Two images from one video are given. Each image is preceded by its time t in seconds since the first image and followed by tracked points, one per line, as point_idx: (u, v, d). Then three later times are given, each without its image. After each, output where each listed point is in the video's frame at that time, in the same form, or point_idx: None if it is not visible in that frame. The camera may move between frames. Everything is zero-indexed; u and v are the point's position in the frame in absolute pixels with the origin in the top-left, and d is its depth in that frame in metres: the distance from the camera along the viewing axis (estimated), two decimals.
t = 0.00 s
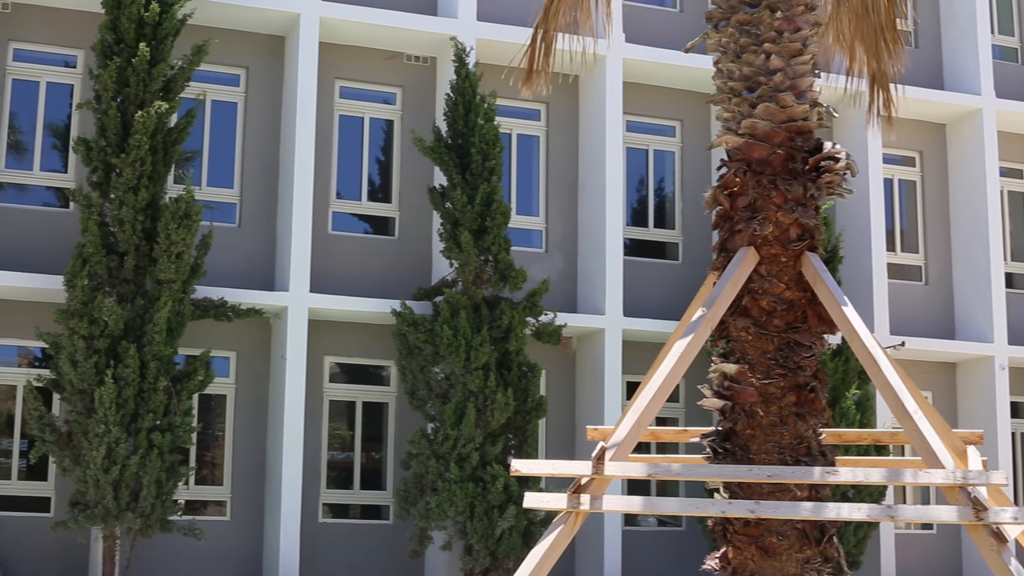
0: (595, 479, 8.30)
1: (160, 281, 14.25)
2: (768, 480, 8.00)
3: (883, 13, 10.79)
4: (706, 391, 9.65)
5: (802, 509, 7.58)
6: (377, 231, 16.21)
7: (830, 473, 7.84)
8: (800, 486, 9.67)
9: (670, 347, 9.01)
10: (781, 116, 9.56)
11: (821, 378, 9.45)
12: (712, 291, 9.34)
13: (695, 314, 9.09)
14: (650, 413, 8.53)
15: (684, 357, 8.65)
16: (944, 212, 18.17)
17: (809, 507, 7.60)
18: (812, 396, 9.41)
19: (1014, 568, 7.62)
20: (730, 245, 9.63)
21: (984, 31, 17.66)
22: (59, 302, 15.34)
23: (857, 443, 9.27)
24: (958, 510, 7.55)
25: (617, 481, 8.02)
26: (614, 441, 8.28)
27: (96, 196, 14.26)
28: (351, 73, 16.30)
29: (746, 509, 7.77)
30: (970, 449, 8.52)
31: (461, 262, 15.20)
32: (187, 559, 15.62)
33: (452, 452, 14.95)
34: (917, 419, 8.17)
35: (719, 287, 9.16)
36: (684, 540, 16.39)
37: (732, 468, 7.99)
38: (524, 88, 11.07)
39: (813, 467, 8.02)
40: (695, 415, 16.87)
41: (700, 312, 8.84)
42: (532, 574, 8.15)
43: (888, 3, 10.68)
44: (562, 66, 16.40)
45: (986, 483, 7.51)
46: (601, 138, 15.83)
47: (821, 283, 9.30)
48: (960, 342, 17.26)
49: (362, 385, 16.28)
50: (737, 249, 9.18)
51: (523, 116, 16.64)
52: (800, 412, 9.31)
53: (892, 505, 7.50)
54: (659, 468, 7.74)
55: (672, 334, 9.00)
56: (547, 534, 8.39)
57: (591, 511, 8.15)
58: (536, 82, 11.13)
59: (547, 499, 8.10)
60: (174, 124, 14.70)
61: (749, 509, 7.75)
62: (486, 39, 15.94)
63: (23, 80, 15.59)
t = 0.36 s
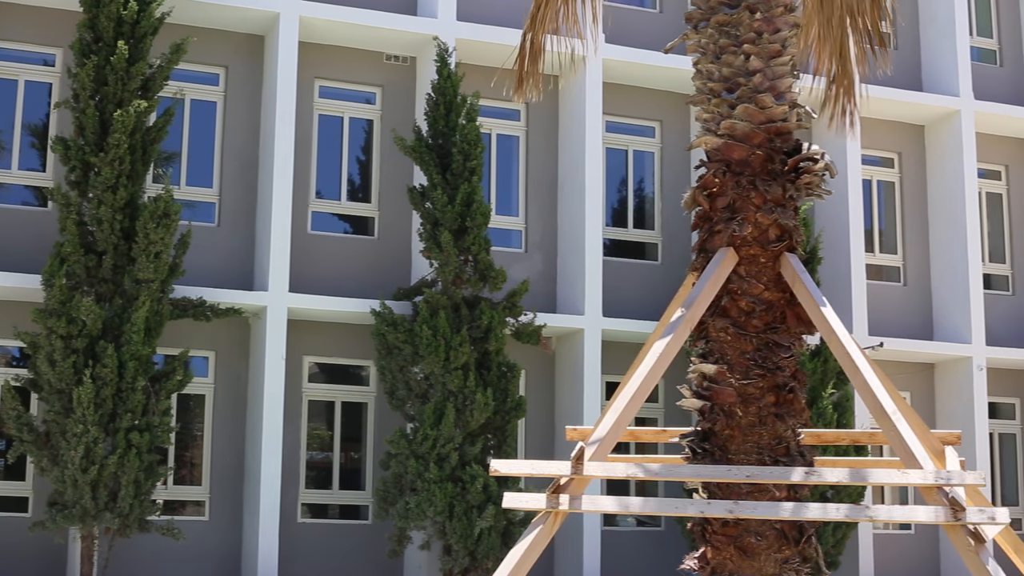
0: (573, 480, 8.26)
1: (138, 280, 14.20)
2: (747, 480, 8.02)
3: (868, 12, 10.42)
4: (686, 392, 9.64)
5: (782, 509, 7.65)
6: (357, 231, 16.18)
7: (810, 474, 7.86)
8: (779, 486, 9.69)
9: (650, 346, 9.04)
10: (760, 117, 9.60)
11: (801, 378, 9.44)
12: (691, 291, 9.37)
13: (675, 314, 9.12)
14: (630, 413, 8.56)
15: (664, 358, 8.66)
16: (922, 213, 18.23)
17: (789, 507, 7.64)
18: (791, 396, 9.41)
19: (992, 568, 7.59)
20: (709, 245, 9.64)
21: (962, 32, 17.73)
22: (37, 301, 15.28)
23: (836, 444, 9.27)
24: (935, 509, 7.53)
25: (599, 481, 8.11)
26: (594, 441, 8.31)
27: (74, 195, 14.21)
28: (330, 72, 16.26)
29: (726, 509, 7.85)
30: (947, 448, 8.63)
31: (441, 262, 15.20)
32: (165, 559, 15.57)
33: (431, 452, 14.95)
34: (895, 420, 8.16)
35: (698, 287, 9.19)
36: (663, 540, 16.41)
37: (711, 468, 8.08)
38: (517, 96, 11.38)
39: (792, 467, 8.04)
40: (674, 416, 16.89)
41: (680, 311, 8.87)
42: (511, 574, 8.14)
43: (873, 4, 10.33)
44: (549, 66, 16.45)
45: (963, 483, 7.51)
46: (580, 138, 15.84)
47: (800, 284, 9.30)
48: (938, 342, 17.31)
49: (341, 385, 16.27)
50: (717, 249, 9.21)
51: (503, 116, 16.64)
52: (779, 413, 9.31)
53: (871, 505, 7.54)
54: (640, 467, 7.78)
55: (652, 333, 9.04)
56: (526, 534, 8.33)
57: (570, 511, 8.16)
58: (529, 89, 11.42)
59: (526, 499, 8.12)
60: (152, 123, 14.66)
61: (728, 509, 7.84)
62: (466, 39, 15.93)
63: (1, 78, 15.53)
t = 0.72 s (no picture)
0: (552, 479, 8.28)
1: (116, 279, 14.14)
2: (725, 480, 8.06)
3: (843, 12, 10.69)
4: (665, 392, 9.68)
5: (759, 509, 7.70)
6: (336, 230, 16.16)
7: (788, 474, 7.89)
8: (757, 486, 9.72)
9: (629, 346, 9.05)
10: (739, 117, 9.61)
11: (779, 378, 9.50)
12: (670, 291, 9.38)
13: (654, 315, 9.14)
14: (609, 412, 8.57)
15: (643, 358, 8.71)
16: (901, 213, 18.28)
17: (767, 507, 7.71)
18: (770, 397, 9.46)
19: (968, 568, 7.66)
20: (688, 246, 9.67)
21: (941, 34, 17.78)
22: (14, 300, 15.21)
23: (814, 444, 9.33)
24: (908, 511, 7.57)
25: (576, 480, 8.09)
26: (572, 440, 8.32)
27: (52, 194, 14.15)
28: (310, 71, 16.23)
29: (703, 509, 7.84)
30: (925, 448, 8.63)
31: (420, 261, 15.19)
32: (143, 559, 15.52)
33: (410, 452, 14.93)
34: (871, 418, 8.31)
35: (677, 288, 9.21)
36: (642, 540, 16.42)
37: (688, 468, 8.10)
38: (502, 97, 11.47)
39: (770, 467, 8.09)
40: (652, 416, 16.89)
41: (658, 312, 8.89)
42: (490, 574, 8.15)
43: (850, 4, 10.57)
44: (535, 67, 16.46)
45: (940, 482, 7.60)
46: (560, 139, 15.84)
47: (779, 285, 9.34)
48: (916, 343, 17.35)
49: (320, 384, 16.24)
50: (695, 250, 9.23)
51: (483, 116, 16.63)
52: (757, 413, 9.37)
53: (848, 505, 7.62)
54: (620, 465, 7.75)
55: (630, 333, 9.05)
56: (504, 533, 8.39)
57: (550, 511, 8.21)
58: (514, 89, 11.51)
59: (504, 499, 8.14)
60: (131, 121, 14.61)
61: (706, 509, 7.82)
62: (446, 39, 15.92)
63: None
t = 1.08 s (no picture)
0: (529, 479, 8.39)
1: (92, 278, 14.09)
2: (701, 480, 8.15)
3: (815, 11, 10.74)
4: (642, 392, 9.69)
5: (737, 509, 7.79)
6: (313, 229, 16.13)
7: (767, 475, 7.96)
8: (733, 486, 9.75)
9: (606, 346, 9.09)
10: (716, 118, 9.66)
11: (755, 379, 9.53)
12: (647, 292, 9.42)
13: (631, 315, 9.18)
14: (586, 412, 8.60)
15: (619, 358, 8.76)
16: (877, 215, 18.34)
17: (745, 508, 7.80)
18: (746, 397, 9.49)
19: (943, 568, 7.77)
20: (665, 246, 9.70)
21: (917, 35, 17.84)
22: None
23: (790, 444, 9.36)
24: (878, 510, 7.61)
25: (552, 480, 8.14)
26: (549, 440, 8.36)
27: (28, 192, 14.09)
28: (287, 70, 16.20)
29: (680, 509, 7.95)
30: (901, 449, 8.70)
31: (397, 261, 15.19)
32: (118, 559, 15.47)
33: (386, 452, 14.92)
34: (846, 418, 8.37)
35: (653, 288, 9.25)
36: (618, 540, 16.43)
37: (664, 469, 8.17)
38: (471, 93, 11.45)
39: (748, 468, 8.16)
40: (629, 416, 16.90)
41: (635, 312, 8.93)
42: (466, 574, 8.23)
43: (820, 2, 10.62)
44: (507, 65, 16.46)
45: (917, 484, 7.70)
46: (537, 139, 15.85)
47: (755, 285, 9.38)
48: (891, 343, 17.40)
49: (296, 384, 16.21)
50: (672, 250, 9.26)
51: (460, 116, 16.63)
52: (734, 413, 9.39)
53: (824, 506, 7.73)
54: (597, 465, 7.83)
55: (607, 334, 9.09)
56: (481, 533, 8.52)
57: (526, 510, 8.28)
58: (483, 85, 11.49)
59: (480, 499, 8.21)
60: (108, 120, 14.56)
61: (682, 509, 7.93)
62: (423, 38, 15.91)
63: None
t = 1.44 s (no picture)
0: (504, 480, 8.57)
1: (67, 277, 14.04)
2: (676, 480, 8.20)
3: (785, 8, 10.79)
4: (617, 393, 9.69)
5: (711, 509, 7.91)
6: (288, 228, 16.10)
7: (740, 475, 8.10)
8: (708, 486, 9.76)
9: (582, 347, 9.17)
10: (692, 119, 9.69)
11: (730, 379, 9.55)
12: (623, 292, 9.49)
13: (606, 316, 9.26)
14: (561, 413, 8.69)
15: (594, 358, 8.88)
16: (853, 216, 18.38)
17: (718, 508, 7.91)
18: (721, 397, 9.51)
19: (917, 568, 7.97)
20: (640, 247, 9.75)
21: (892, 37, 17.90)
22: None
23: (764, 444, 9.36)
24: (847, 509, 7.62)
25: (526, 480, 8.24)
26: (524, 441, 8.45)
27: (2, 190, 14.02)
28: (263, 69, 16.16)
29: (655, 509, 8.00)
30: (874, 449, 8.95)
31: (372, 261, 15.18)
32: (92, 559, 15.40)
33: (361, 451, 14.90)
34: (821, 419, 8.56)
35: (629, 288, 9.32)
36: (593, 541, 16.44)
37: (640, 468, 8.19)
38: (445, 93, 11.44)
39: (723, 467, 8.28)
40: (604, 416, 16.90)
41: (610, 313, 9.01)
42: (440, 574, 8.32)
43: None
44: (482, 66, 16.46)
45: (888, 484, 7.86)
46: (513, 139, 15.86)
47: (730, 286, 9.42)
48: (866, 344, 17.43)
49: (271, 383, 16.18)
50: (648, 251, 9.32)
51: (435, 116, 16.62)
52: (709, 413, 9.41)
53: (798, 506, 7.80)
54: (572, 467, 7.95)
55: (583, 334, 9.17)
56: (457, 531, 8.66)
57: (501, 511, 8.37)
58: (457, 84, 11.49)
59: (457, 498, 8.30)
60: (83, 118, 14.52)
61: (657, 509, 7.99)
62: (400, 38, 15.90)
63: None
